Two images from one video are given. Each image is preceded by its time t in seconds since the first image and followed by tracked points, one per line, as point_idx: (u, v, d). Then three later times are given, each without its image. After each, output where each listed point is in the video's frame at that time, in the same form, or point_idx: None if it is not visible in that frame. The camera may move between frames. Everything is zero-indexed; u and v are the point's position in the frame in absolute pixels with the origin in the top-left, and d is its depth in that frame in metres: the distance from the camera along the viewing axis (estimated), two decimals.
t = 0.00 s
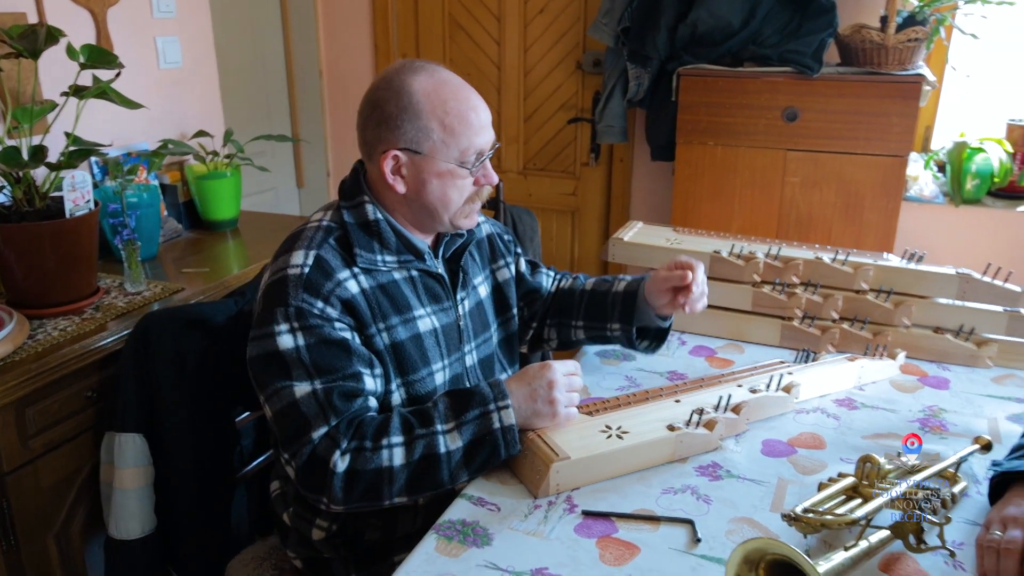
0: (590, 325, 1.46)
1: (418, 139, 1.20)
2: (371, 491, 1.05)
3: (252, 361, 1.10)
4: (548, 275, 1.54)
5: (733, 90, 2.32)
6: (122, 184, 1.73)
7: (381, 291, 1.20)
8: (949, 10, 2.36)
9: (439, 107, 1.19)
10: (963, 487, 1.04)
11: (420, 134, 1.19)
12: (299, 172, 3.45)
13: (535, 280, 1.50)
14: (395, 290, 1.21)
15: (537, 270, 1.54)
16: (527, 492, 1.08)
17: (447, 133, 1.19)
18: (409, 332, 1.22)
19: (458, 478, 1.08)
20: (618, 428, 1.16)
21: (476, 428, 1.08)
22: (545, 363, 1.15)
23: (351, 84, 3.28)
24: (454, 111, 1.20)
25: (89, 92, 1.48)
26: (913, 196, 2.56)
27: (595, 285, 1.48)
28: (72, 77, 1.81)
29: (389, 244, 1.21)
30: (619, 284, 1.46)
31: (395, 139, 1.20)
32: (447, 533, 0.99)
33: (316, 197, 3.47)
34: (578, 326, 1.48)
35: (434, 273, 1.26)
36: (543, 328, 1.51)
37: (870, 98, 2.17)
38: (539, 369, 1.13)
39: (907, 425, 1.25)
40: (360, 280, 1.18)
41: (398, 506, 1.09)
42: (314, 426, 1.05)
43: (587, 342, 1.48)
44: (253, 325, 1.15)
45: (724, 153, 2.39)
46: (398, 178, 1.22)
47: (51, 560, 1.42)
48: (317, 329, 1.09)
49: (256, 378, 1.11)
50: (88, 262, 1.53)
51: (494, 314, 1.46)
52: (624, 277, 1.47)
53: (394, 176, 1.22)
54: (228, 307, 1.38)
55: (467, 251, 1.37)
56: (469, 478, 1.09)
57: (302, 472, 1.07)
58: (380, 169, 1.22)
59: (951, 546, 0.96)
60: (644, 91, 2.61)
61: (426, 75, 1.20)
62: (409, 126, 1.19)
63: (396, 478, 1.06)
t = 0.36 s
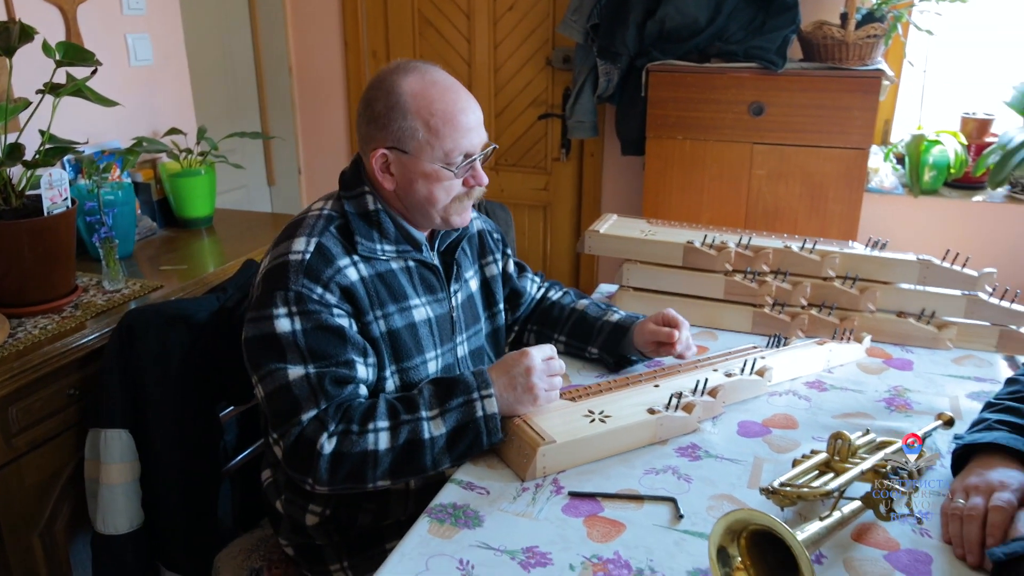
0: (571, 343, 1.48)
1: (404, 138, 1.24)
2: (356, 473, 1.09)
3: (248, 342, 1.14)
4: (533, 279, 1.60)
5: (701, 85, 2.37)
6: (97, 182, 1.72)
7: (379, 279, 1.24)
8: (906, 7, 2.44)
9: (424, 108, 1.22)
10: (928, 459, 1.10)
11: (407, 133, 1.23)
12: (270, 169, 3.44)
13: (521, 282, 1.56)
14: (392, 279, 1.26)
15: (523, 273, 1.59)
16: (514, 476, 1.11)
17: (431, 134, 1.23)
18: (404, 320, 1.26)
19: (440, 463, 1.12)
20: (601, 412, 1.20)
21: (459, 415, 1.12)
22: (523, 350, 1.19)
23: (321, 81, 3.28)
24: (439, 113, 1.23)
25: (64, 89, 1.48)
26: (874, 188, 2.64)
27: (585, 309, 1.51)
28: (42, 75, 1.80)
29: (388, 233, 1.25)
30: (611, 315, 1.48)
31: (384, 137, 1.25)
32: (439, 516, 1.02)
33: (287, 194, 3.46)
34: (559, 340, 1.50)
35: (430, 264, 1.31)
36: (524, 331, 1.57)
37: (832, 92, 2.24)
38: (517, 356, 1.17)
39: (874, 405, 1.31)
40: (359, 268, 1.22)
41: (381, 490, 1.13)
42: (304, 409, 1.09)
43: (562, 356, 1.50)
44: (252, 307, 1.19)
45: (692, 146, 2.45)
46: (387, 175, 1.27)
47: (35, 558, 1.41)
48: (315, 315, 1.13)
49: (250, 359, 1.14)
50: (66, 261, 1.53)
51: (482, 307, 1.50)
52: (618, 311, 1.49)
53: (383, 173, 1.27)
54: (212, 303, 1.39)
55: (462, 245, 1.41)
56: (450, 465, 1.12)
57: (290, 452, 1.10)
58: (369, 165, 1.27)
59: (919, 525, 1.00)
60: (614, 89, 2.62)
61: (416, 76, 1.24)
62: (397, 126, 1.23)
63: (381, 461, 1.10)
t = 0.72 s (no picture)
0: (550, 330, 1.55)
1: (371, 137, 1.32)
2: (324, 458, 1.15)
3: (237, 328, 1.21)
4: (514, 271, 1.68)
5: (669, 90, 2.46)
6: (81, 186, 1.75)
7: (368, 265, 1.31)
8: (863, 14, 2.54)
9: (384, 106, 1.30)
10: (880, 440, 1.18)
11: (372, 132, 1.32)
12: (246, 173, 3.47)
13: (504, 270, 1.65)
14: (382, 264, 1.33)
15: (506, 264, 1.68)
16: (494, 461, 1.17)
17: (394, 129, 1.31)
18: (395, 303, 1.33)
19: (404, 455, 1.17)
20: (575, 400, 1.26)
21: (424, 411, 1.17)
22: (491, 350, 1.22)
23: (297, 85, 3.32)
24: (399, 108, 1.31)
25: (49, 95, 1.51)
26: (835, 188, 2.74)
27: (566, 301, 1.58)
28: (23, 81, 1.82)
29: (375, 221, 1.33)
30: (590, 307, 1.54)
31: (353, 140, 1.34)
32: (423, 499, 1.08)
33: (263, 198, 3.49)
34: (539, 328, 1.57)
35: (418, 249, 1.38)
36: (507, 320, 1.64)
37: (794, 96, 2.34)
38: (486, 357, 1.20)
39: (832, 391, 1.39)
40: (348, 257, 1.28)
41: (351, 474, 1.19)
42: (278, 395, 1.16)
43: (543, 344, 1.56)
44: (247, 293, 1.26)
45: (661, 149, 2.53)
46: (362, 174, 1.36)
47: (25, 554, 1.44)
48: (299, 305, 1.19)
49: (239, 344, 1.21)
50: (52, 262, 1.56)
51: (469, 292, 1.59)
52: (596, 303, 1.55)
53: (358, 173, 1.36)
54: (197, 302, 1.44)
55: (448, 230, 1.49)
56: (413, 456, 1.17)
57: (266, 433, 1.17)
58: (345, 167, 1.36)
59: (913, 517, 1.01)
60: (585, 92, 2.69)
61: (373, 75, 1.32)
62: (363, 127, 1.32)
63: (347, 449, 1.15)
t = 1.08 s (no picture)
0: (527, 323, 1.61)
1: (358, 132, 1.39)
2: (307, 441, 1.20)
3: (221, 316, 1.26)
4: (489, 270, 1.76)
5: (636, 98, 2.55)
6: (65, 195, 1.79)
7: (347, 256, 1.37)
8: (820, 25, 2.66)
9: (372, 102, 1.38)
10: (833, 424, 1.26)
11: (359, 127, 1.39)
12: (222, 182, 3.49)
13: (479, 271, 1.72)
14: (361, 256, 1.39)
15: (480, 264, 1.75)
16: (472, 450, 1.23)
17: (381, 123, 1.39)
18: (375, 292, 1.39)
19: (385, 442, 1.22)
20: (549, 392, 1.33)
21: (407, 401, 1.23)
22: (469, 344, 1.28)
23: (272, 95, 3.36)
24: (385, 104, 1.39)
25: (33, 106, 1.55)
26: (796, 190, 2.87)
27: (541, 296, 1.65)
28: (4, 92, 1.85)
29: (353, 215, 1.39)
30: (563, 299, 1.62)
31: (338, 133, 1.40)
32: (406, 485, 1.14)
33: (238, 206, 3.52)
34: (517, 321, 1.63)
35: (395, 242, 1.45)
36: (482, 317, 1.71)
37: (755, 104, 2.44)
38: (464, 350, 1.26)
39: (791, 380, 1.48)
40: (327, 247, 1.34)
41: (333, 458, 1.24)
42: (261, 380, 1.21)
43: (521, 337, 1.62)
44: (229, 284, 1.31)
45: (629, 155, 2.61)
46: (346, 167, 1.42)
47: (12, 554, 1.47)
48: (281, 292, 1.25)
49: (223, 331, 1.26)
50: (36, 268, 1.59)
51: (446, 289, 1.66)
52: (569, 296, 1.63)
53: (342, 166, 1.42)
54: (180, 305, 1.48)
55: (423, 228, 1.58)
56: (394, 443, 1.23)
57: (249, 417, 1.22)
58: (329, 160, 1.42)
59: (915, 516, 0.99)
60: (556, 100, 2.77)
61: (362, 75, 1.40)
62: (348, 122, 1.39)
63: (331, 434, 1.21)
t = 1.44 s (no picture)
0: (506, 327, 1.66)
1: (364, 139, 1.43)
2: (282, 425, 1.22)
3: (216, 311, 1.30)
4: (470, 270, 1.82)
5: (610, 102, 2.62)
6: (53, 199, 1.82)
7: (342, 258, 1.42)
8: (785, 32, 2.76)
9: (384, 115, 1.43)
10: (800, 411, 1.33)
11: (367, 135, 1.43)
12: (201, 186, 3.51)
13: (460, 271, 1.79)
14: (355, 258, 1.44)
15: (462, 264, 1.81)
16: (459, 440, 1.29)
17: (386, 136, 1.42)
18: (368, 293, 1.46)
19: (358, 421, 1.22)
20: (532, 384, 1.39)
21: (372, 376, 1.22)
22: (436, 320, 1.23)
23: (250, 101, 3.39)
24: (396, 121, 1.43)
25: (22, 112, 1.57)
26: (766, 192, 2.96)
27: (520, 300, 1.69)
28: None
29: (347, 219, 1.44)
30: (542, 305, 1.67)
31: (347, 135, 1.45)
32: (397, 473, 1.19)
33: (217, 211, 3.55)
34: (496, 324, 1.68)
35: (387, 245, 1.51)
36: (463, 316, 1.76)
37: (725, 107, 2.52)
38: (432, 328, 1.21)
39: (762, 371, 1.55)
40: (323, 250, 1.39)
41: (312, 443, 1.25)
42: (243, 368, 1.24)
43: (498, 339, 1.67)
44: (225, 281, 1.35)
45: (605, 158, 2.68)
46: (345, 167, 1.46)
47: (5, 551, 1.49)
48: (274, 290, 1.29)
49: (217, 326, 1.30)
50: (25, 271, 1.62)
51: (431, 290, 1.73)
52: (549, 302, 1.68)
53: (343, 165, 1.46)
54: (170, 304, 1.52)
55: (411, 231, 1.63)
56: (368, 422, 1.22)
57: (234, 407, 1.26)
58: (332, 158, 1.46)
59: (916, 517, 0.99)
60: (531, 105, 2.83)
61: (381, 88, 1.45)
62: (358, 127, 1.44)
63: (303, 415, 1.21)
